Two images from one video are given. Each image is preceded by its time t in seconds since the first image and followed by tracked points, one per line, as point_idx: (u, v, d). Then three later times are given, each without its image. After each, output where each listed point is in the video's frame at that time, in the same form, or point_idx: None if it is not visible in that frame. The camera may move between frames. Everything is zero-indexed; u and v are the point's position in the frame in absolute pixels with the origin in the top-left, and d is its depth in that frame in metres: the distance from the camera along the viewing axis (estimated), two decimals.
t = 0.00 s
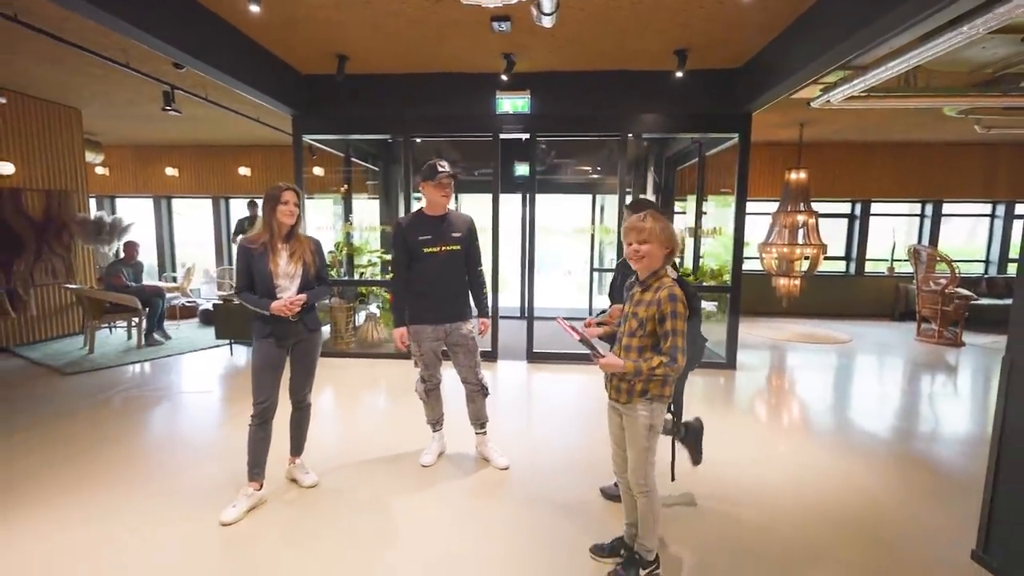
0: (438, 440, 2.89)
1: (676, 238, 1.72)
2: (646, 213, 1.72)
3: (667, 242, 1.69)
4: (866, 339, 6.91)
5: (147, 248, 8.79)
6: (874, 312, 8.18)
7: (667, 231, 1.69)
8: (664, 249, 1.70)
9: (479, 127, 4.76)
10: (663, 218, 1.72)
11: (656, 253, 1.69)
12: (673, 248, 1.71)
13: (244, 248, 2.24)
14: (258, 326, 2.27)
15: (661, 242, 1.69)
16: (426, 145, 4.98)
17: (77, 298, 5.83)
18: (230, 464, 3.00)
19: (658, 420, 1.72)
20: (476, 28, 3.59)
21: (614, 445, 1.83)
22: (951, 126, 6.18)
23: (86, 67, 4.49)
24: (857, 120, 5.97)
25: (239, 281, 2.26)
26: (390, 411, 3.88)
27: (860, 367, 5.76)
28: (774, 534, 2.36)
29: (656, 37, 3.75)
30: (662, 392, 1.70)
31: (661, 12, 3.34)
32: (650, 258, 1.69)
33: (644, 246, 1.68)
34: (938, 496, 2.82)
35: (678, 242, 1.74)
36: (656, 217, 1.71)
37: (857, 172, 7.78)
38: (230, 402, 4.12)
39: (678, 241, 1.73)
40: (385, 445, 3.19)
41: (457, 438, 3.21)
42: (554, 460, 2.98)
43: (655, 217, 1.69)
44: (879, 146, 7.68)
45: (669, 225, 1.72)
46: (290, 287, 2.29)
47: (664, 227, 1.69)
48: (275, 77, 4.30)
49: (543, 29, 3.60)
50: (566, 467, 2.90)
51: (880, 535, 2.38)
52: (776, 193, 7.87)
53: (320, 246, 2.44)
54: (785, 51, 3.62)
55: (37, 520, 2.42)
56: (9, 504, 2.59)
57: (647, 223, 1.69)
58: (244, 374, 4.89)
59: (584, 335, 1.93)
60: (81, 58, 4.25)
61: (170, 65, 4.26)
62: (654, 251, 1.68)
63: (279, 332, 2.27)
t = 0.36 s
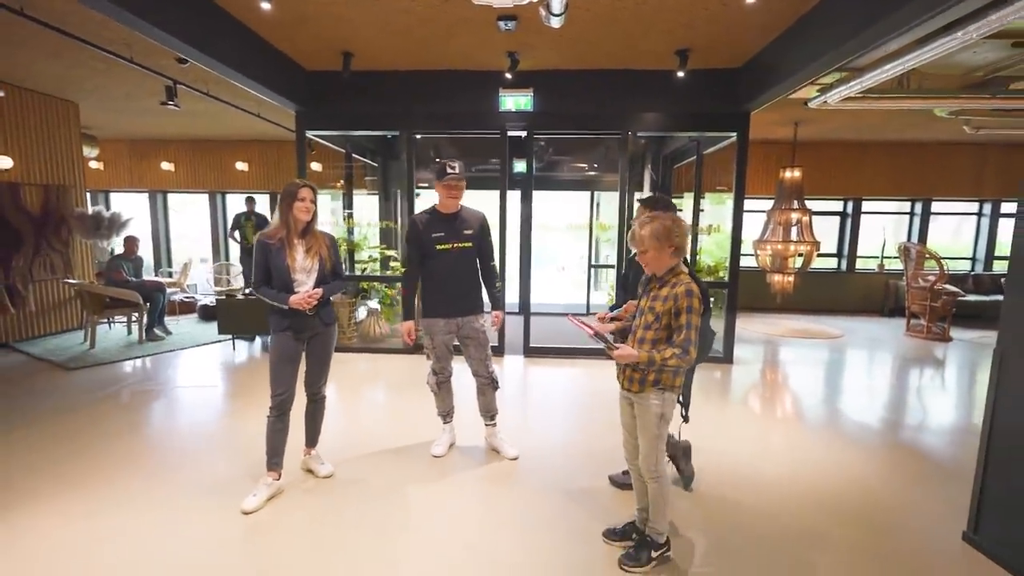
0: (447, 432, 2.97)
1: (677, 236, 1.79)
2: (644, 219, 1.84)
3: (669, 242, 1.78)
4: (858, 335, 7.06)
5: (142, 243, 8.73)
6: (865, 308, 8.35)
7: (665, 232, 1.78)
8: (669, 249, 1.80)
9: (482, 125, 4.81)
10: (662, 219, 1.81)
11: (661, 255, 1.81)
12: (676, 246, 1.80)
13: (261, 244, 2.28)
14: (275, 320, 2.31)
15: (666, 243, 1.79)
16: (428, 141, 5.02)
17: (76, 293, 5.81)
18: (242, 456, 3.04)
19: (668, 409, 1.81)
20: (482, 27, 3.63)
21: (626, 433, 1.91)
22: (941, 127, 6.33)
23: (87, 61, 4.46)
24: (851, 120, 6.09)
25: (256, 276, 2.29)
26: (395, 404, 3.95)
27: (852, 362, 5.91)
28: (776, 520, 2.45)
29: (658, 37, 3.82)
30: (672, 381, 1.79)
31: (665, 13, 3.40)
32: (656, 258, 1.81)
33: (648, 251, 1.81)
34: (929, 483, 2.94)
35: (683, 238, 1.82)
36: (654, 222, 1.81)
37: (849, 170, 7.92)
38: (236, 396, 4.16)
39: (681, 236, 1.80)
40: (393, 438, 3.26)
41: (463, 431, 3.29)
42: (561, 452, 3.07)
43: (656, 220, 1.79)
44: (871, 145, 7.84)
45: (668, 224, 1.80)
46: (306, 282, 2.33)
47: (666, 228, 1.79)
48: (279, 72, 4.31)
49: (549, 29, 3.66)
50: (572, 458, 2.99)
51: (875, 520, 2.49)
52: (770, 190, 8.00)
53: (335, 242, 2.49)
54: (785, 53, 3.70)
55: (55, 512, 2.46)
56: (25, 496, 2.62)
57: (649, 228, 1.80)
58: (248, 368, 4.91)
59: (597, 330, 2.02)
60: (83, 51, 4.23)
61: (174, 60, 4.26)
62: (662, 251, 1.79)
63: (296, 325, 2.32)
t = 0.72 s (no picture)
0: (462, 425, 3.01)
1: (697, 230, 1.74)
2: (664, 212, 1.80)
3: (687, 235, 1.74)
4: (849, 329, 7.20)
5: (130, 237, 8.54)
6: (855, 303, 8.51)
7: (682, 224, 1.75)
8: (688, 242, 1.75)
9: (485, 118, 4.80)
10: (681, 212, 1.77)
11: (679, 249, 1.77)
12: (696, 240, 1.75)
13: (276, 236, 2.24)
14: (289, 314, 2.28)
15: (682, 236, 1.75)
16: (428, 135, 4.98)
17: (65, 287, 5.67)
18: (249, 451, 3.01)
19: (690, 400, 1.80)
20: (489, 19, 3.61)
21: (650, 423, 1.94)
22: (931, 125, 6.47)
23: (78, 48, 4.33)
24: (845, 117, 6.18)
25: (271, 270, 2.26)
26: (401, 399, 3.93)
27: (845, 355, 6.02)
28: (787, 508, 2.50)
29: (663, 32, 3.83)
30: (694, 373, 1.78)
31: (672, 9, 3.42)
32: (674, 252, 1.78)
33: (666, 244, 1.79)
34: (931, 471, 3.01)
35: (705, 230, 1.76)
36: (673, 215, 1.77)
37: (841, 167, 8.05)
38: (237, 390, 4.10)
39: (701, 230, 1.74)
40: (403, 433, 3.25)
41: (471, 428, 3.28)
42: (571, 446, 3.09)
43: (670, 214, 1.76)
44: (862, 142, 7.98)
45: (686, 218, 1.76)
46: (322, 274, 2.30)
47: (681, 222, 1.75)
48: (280, 62, 4.24)
49: (555, 22, 3.64)
50: (584, 451, 3.01)
51: (877, 506, 2.57)
52: (764, 187, 8.10)
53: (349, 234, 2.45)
54: (789, 48, 3.74)
55: (62, 507, 2.41)
56: (30, 492, 2.56)
57: (663, 223, 1.78)
58: (247, 363, 4.84)
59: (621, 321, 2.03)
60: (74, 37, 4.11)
61: (170, 48, 4.16)
62: (679, 244, 1.76)
63: (311, 320, 2.29)
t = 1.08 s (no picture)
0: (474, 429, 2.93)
1: (726, 232, 1.67)
2: (699, 209, 1.74)
3: (714, 235, 1.68)
4: (838, 325, 7.33)
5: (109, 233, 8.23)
6: (841, 299, 8.68)
7: (712, 223, 1.68)
8: (716, 243, 1.69)
9: (486, 113, 4.72)
10: (714, 210, 1.71)
11: (707, 248, 1.71)
12: (724, 241, 1.67)
13: (288, 234, 2.15)
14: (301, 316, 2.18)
15: (711, 235, 1.68)
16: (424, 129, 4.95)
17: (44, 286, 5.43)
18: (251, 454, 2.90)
19: (721, 402, 1.72)
20: (493, 12, 3.53)
21: (679, 424, 1.90)
22: (919, 125, 6.59)
23: (59, 36, 4.12)
24: (838, 117, 6.26)
25: (282, 270, 2.16)
26: (404, 400, 3.86)
27: (836, 350, 6.12)
28: (800, 496, 2.51)
29: (669, 29, 3.79)
30: (726, 375, 1.69)
31: (680, 5, 3.38)
32: (702, 250, 1.71)
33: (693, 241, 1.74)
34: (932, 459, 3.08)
35: (735, 233, 1.68)
36: (705, 213, 1.71)
37: (831, 165, 8.16)
38: (232, 389, 3.98)
39: (729, 232, 1.66)
40: (413, 434, 3.19)
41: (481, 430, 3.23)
42: (581, 446, 3.06)
43: (702, 211, 1.70)
44: (851, 142, 8.10)
45: (718, 216, 1.69)
46: (335, 275, 2.22)
47: (711, 220, 1.68)
48: (275, 53, 4.09)
49: (562, 16, 3.58)
50: (595, 451, 2.98)
51: (898, 501, 2.50)
52: (755, 184, 8.18)
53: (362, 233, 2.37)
54: (794, 47, 3.75)
55: (57, 513, 2.28)
56: (21, 496, 2.42)
57: (696, 219, 1.73)
58: (239, 363, 4.69)
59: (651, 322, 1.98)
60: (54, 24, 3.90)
61: (158, 37, 3.99)
62: (706, 243, 1.70)
63: (324, 322, 2.18)
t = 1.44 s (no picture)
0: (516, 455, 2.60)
1: (769, 232, 1.61)
2: (748, 202, 1.65)
3: (756, 233, 1.61)
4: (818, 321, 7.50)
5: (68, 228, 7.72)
6: (819, 296, 8.90)
7: (757, 220, 1.61)
8: (754, 242, 1.63)
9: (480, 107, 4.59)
10: (763, 205, 1.62)
11: (743, 245, 1.65)
12: (763, 241, 1.62)
13: (292, 231, 2.00)
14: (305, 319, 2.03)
15: (752, 231, 1.62)
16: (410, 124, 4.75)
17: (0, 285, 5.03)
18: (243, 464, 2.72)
19: (759, 405, 1.68)
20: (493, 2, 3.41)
21: (710, 428, 1.84)
22: (896, 126, 6.79)
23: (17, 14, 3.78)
24: (822, 117, 6.37)
25: (284, 270, 2.01)
26: (401, 401, 3.72)
27: (819, 345, 6.26)
28: (812, 489, 2.51)
29: (669, 24, 3.75)
30: (765, 378, 1.65)
31: None
32: (739, 245, 1.66)
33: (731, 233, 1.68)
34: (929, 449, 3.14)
35: (778, 234, 1.61)
36: (752, 207, 1.63)
37: (811, 163, 8.34)
38: (214, 394, 3.75)
39: (774, 234, 1.60)
40: (415, 438, 3.06)
41: (484, 435, 3.12)
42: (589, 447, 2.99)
43: (748, 205, 1.63)
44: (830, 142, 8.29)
45: (768, 213, 1.61)
46: (342, 274, 2.09)
47: (758, 216, 1.61)
48: (259, 39, 3.86)
49: (564, 7, 3.48)
50: (604, 453, 2.92)
51: (911, 495, 2.49)
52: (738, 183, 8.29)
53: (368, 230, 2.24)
54: (792, 45, 3.75)
55: (30, 535, 2.06)
56: None
57: (741, 211, 1.65)
58: (219, 366, 4.44)
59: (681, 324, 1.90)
60: None
61: (129, 20, 3.69)
62: (744, 239, 1.64)
63: (331, 325, 2.05)
